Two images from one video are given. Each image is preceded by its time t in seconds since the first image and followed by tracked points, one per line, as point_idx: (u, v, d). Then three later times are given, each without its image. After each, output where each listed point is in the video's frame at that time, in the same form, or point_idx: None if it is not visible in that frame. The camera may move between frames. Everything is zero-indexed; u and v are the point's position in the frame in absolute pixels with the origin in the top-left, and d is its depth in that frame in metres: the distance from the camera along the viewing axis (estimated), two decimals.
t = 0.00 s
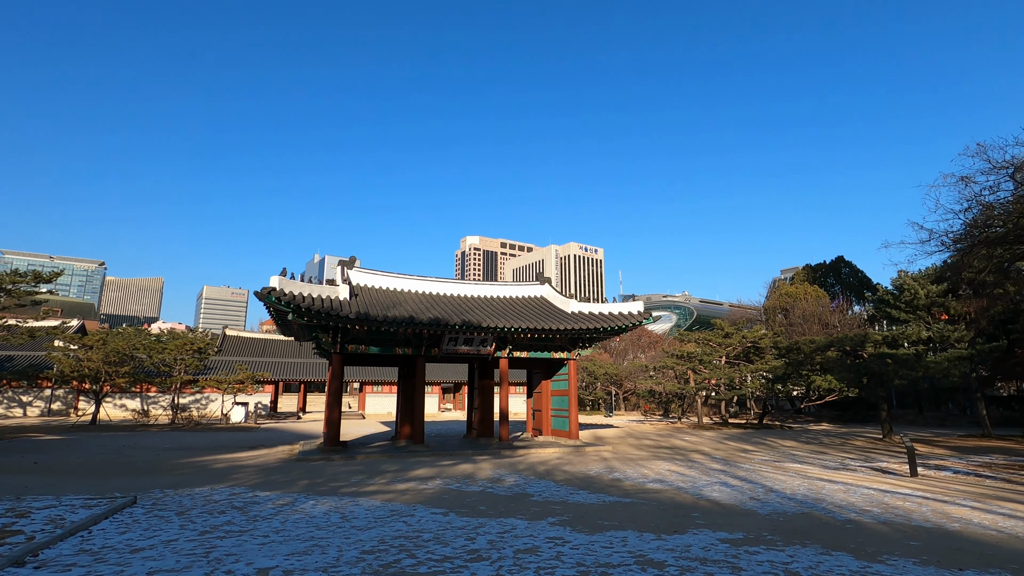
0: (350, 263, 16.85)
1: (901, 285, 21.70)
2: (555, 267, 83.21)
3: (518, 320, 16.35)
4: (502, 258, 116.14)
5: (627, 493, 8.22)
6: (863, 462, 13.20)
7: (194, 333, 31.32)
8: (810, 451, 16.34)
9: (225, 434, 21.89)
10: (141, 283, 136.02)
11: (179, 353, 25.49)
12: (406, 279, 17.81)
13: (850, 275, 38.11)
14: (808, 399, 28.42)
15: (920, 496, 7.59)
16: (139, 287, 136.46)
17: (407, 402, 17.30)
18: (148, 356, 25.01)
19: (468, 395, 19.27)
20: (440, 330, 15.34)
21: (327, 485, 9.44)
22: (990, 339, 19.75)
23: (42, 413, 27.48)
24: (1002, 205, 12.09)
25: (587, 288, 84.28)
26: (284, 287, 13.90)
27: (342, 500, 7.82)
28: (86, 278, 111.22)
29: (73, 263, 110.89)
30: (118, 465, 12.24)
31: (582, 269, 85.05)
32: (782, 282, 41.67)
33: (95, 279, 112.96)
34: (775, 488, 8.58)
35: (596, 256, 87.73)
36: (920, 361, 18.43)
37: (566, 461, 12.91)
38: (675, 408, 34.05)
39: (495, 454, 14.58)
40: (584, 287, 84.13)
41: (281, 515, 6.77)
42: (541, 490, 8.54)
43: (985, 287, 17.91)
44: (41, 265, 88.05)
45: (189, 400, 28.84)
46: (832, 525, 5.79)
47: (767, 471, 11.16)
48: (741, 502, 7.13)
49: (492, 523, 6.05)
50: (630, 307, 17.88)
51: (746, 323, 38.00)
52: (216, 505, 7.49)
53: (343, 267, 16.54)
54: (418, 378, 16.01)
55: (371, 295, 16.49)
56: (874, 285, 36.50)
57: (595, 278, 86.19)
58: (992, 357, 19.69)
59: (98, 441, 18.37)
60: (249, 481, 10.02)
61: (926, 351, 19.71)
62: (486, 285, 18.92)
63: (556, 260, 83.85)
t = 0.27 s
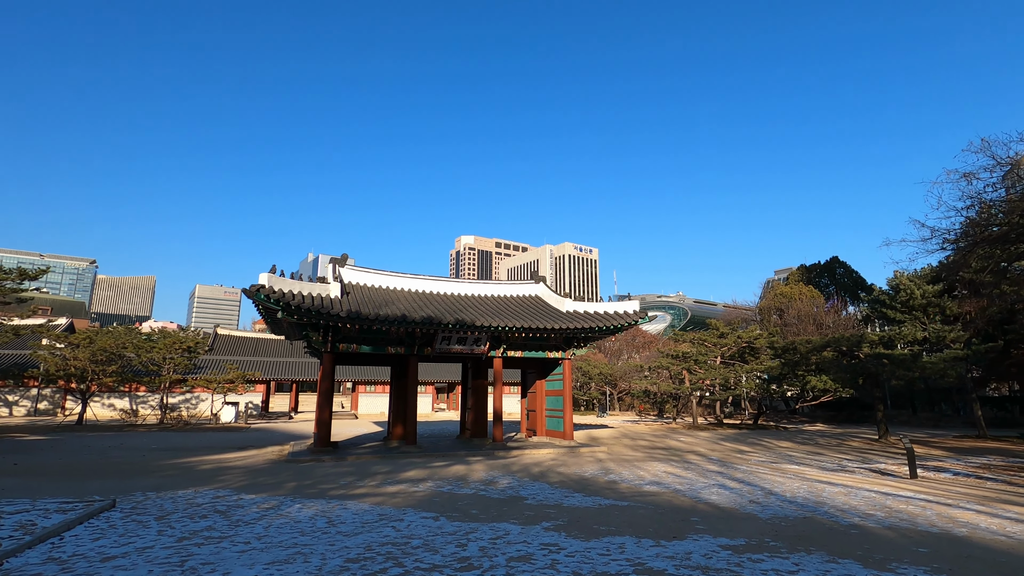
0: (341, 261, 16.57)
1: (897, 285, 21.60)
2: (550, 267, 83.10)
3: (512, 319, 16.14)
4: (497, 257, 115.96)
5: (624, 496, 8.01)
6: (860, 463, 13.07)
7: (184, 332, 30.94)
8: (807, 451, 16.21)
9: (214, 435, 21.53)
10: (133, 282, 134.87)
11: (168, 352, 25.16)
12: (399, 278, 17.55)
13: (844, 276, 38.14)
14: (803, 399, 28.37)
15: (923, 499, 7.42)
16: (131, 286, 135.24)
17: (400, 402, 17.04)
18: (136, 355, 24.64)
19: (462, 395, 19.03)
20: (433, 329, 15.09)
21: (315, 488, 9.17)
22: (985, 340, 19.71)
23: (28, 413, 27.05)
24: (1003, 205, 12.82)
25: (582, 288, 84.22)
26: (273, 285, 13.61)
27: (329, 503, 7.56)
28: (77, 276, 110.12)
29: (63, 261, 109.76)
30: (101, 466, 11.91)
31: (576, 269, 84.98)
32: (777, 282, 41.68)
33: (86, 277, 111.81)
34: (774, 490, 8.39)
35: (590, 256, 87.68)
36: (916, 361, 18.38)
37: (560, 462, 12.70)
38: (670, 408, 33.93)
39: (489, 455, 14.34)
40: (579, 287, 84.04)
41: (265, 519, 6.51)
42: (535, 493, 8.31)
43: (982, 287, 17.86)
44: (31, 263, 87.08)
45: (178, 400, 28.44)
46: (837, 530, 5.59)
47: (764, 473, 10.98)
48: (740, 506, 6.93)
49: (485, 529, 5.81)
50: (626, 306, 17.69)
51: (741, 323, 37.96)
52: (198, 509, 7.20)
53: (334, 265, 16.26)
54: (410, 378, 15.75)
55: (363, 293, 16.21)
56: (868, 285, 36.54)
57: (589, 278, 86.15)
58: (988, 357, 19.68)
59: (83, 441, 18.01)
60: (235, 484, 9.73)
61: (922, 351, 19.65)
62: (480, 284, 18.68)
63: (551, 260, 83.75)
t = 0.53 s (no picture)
0: (335, 257, 16.30)
1: (894, 283, 21.45)
2: (545, 266, 82.97)
3: (508, 317, 15.92)
4: (493, 256, 115.73)
5: (624, 497, 7.79)
6: (860, 462, 12.91)
7: (176, 330, 30.60)
8: (805, 451, 16.05)
9: (206, 434, 21.21)
10: (125, 280, 133.83)
11: (158, 350, 24.87)
12: (393, 275, 17.29)
13: (840, 275, 38.11)
14: (800, 399, 28.28)
15: (929, 500, 7.24)
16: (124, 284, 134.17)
17: (394, 401, 16.80)
18: (126, 353, 24.32)
19: (457, 393, 18.80)
20: (428, 326, 14.86)
21: (306, 489, 8.92)
22: (983, 339, 19.62)
23: (17, 412, 26.69)
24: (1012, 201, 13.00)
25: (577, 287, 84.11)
26: (264, 280, 13.34)
27: (320, 505, 7.31)
28: (69, 274, 109.21)
29: (56, 258, 108.79)
30: (86, 466, 11.62)
31: (572, 268, 84.87)
32: (773, 281, 41.62)
33: (79, 275, 110.85)
34: (776, 491, 8.19)
35: (586, 255, 87.58)
36: (914, 360, 18.29)
37: (557, 462, 12.48)
38: (666, 407, 33.82)
39: (484, 454, 14.11)
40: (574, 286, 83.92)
41: (252, 522, 6.25)
42: (533, 494, 8.08)
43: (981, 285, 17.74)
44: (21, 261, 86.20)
45: (169, 399, 28.08)
46: (846, 533, 5.38)
47: (765, 473, 10.80)
48: (743, 508, 6.73)
49: (480, 532, 5.59)
50: (623, 304, 17.49)
51: (737, 322, 37.88)
52: (183, 511, 6.95)
53: (328, 261, 15.99)
54: (405, 376, 15.50)
55: (357, 290, 15.96)
56: (864, 284, 36.51)
57: (585, 277, 86.04)
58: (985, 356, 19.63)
59: (71, 440, 17.70)
60: (224, 484, 9.47)
61: (920, 350, 19.54)
62: (476, 281, 18.43)
63: (546, 259, 83.66)
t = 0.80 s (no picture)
0: (327, 255, 16.02)
1: (891, 282, 21.26)
2: (540, 265, 82.80)
3: (504, 315, 15.69)
4: (488, 256, 115.49)
5: (623, 499, 7.58)
6: (860, 463, 12.76)
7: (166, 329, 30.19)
8: (803, 451, 15.90)
9: (196, 434, 20.86)
10: (117, 279, 132.61)
11: (148, 349, 24.48)
12: (386, 273, 17.02)
13: (835, 275, 38.12)
14: (796, 398, 28.20)
15: (936, 502, 7.05)
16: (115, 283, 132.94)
17: (388, 400, 16.54)
18: (114, 352, 23.92)
19: (452, 393, 18.55)
20: (422, 324, 14.60)
21: (295, 491, 8.66)
22: (981, 338, 19.51)
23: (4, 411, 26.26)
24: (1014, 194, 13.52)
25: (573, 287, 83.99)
26: (255, 277, 13.04)
27: (309, 509, 7.05)
28: (60, 273, 108.09)
29: (46, 257, 107.69)
30: (70, 468, 11.30)
31: (567, 268, 84.74)
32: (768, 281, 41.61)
33: (70, 274, 109.73)
34: (779, 493, 8.00)
35: (581, 255, 87.47)
36: (912, 360, 18.17)
37: (553, 463, 12.26)
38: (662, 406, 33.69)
39: (479, 455, 13.87)
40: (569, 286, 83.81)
41: (237, 527, 5.99)
42: (529, 496, 7.85)
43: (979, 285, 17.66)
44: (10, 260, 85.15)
45: (160, 399, 27.69)
46: (856, 538, 5.19)
47: (764, 474, 10.62)
48: (747, 511, 6.53)
49: (476, 537, 5.36)
50: (620, 302, 17.29)
51: (733, 321, 37.81)
52: (166, 515, 6.67)
53: (320, 258, 15.71)
54: (399, 376, 15.24)
55: (350, 288, 15.69)
56: (860, 284, 36.46)
57: (580, 277, 85.93)
58: (982, 355, 19.55)
59: (57, 440, 17.34)
60: (211, 486, 9.19)
61: (917, 350, 19.44)
62: (472, 279, 18.19)
63: (541, 258, 83.48)
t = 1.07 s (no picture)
0: (320, 251, 15.74)
1: (889, 281, 21.04)
2: (536, 264, 82.60)
3: (500, 312, 15.46)
4: (483, 254, 115.20)
5: (622, 500, 7.36)
6: (860, 463, 12.61)
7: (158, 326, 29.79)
8: (802, 451, 15.76)
9: (186, 433, 20.53)
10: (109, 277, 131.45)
11: (138, 347, 24.07)
12: (381, 269, 16.75)
13: (831, 274, 38.11)
14: (792, 398, 28.11)
15: (944, 503, 6.87)
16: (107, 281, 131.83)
17: (382, 399, 16.27)
18: (103, 350, 23.52)
19: (447, 392, 18.29)
20: (417, 322, 14.37)
21: (285, 492, 8.41)
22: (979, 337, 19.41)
23: None
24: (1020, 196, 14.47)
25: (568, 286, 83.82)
26: (245, 273, 12.76)
27: (298, 511, 6.80)
28: (51, 270, 107.01)
29: (38, 254, 106.60)
30: (55, 468, 10.99)
31: (563, 267, 84.59)
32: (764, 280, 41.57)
33: (61, 271, 108.61)
34: (782, 493, 7.81)
35: (576, 254, 87.33)
36: (910, 359, 18.06)
37: (550, 462, 12.04)
38: (658, 406, 33.56)
39: (474, 454, 13.63)
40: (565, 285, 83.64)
41: (222, 531, 5.75)
42: (526, 497, 7.63)
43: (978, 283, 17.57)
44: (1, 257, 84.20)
45: (151, 397, 27.30)
46: (867, 542, 4.99)
47: (765, 474, 10.44)
48: (751, 513, 6.32)
49: (471, 542, 5.13)
50: (617, 300, 17.08)
51: (729, 320, 37.73)
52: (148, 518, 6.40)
53: (313, 255, 15.43)
54: (393, 374, 14.99)
55: (344, 284, 15.42)
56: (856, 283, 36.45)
57: (575, 276, 85.80)
58: (980, 355, 19.48)
59: (43, 439, 17.00)
60: (198, 487, 8.92)
61: (915, 349, 19.34)
62: (467, 277, 17.94)
63: (537, 258, 83.30)
